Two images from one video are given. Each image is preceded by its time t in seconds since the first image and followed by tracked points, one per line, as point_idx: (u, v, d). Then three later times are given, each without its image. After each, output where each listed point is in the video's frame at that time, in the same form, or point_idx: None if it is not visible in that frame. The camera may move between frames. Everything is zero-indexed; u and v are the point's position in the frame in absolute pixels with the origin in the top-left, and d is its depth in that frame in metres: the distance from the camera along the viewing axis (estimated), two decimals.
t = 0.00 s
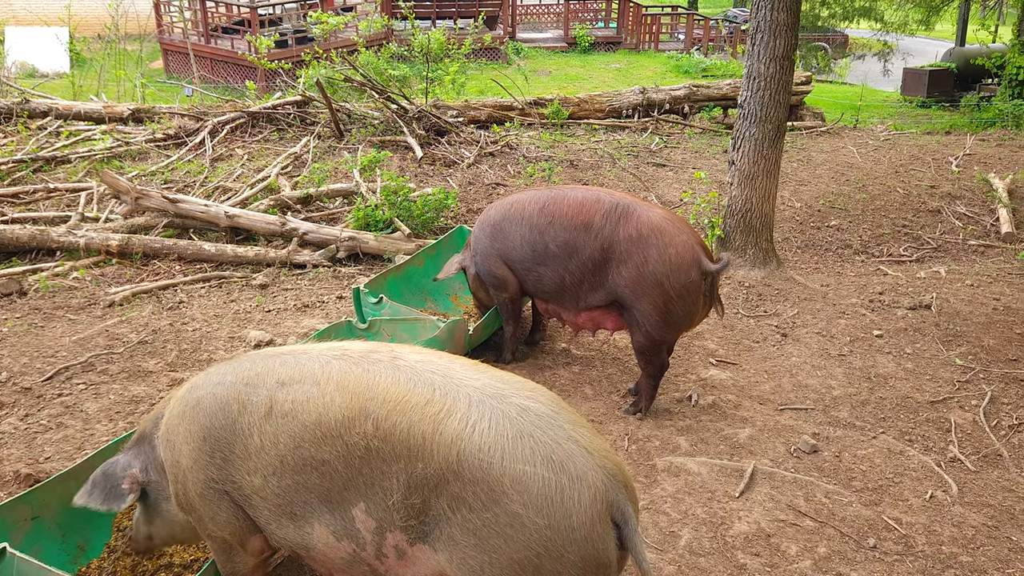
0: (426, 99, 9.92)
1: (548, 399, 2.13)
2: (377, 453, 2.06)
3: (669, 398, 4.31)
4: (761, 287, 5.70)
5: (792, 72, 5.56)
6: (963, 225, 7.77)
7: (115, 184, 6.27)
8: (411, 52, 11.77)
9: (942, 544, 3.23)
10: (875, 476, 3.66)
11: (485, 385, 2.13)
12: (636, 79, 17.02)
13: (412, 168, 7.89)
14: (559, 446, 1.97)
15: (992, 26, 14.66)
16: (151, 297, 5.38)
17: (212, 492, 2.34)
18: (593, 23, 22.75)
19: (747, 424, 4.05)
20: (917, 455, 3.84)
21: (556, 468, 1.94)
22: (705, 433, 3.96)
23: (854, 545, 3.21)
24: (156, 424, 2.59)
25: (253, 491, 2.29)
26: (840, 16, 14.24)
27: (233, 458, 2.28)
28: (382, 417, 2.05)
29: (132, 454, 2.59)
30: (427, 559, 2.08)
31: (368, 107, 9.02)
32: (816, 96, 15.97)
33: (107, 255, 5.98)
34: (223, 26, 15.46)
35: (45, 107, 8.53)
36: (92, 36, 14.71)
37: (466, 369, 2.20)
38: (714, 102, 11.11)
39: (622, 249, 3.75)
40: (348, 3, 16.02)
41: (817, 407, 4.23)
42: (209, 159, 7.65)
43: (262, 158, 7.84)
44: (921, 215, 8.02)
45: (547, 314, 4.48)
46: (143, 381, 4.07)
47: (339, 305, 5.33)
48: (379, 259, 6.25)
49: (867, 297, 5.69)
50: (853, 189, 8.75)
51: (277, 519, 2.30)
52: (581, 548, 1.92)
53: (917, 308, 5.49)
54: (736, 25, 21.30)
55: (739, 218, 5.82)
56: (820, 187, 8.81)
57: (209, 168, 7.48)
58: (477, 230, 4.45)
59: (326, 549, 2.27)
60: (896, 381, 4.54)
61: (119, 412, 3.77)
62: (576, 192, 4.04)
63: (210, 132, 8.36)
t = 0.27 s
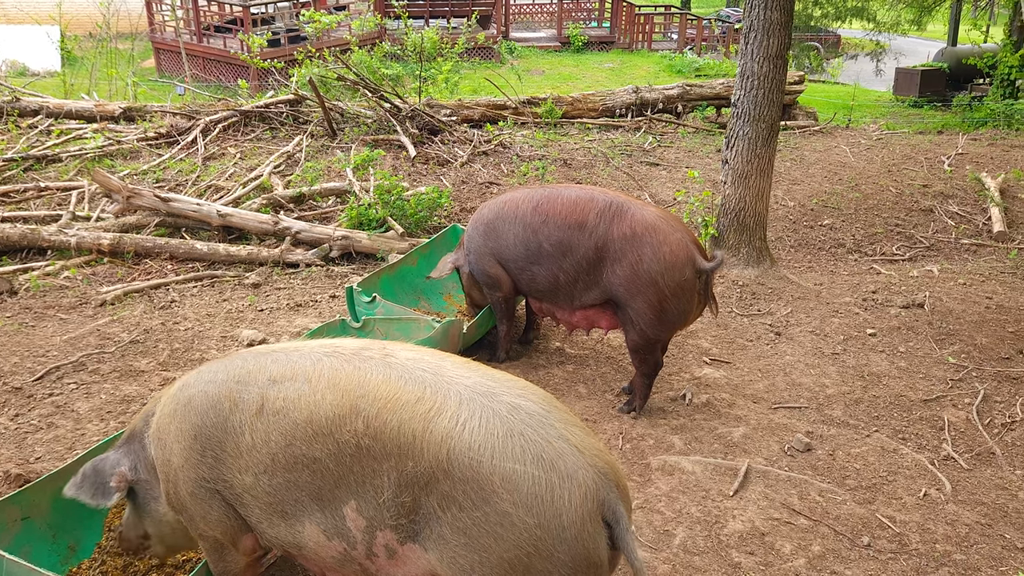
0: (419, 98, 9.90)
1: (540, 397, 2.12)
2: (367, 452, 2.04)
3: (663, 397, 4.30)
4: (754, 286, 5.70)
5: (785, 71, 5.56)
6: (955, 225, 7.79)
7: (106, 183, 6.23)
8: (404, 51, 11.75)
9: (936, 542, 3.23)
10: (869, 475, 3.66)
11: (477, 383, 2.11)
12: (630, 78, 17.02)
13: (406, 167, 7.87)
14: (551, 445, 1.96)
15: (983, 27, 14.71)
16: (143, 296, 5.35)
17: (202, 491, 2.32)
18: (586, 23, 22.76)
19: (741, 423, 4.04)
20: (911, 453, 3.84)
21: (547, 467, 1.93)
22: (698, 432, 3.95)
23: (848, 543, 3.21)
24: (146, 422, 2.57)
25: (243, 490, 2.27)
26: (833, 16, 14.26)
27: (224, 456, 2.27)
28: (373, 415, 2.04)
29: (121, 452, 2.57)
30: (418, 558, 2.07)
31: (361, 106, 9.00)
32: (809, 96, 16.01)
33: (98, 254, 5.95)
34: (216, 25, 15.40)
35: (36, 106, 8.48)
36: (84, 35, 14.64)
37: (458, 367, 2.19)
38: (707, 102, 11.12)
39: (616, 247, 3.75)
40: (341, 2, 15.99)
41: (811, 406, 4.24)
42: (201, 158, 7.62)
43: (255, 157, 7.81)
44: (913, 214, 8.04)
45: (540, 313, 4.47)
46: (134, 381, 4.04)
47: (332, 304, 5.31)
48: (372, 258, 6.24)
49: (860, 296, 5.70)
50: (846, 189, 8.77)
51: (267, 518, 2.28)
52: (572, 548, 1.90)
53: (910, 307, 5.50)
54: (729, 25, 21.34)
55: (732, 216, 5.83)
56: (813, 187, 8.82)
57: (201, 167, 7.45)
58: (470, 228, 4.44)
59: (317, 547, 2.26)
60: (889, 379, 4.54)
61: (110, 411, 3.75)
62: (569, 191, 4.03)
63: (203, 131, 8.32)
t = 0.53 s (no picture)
0: (414, 97, 9.89)
1: (537, 395, 2.11)
2: (363, 451, 2.03)
3: (659, 396, 4.30)
4: (750, 285, 5.71)
5: (780, 70, 5.56)
6: (949, 224, 7.81)
7: (100, 182, 6.20)
8: (399, 51, 11.73)
9: (932, 540, 3.23)
10: (865, 473, 3.66)
11: (473, 381, 2.11)
12: (624, 78, 17.02)
13: (401, 166, 7.85)
14: (547, 443, 1.96)
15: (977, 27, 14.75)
16: (137, 296, 5.33)
17: (196, 491, 2.31)
18: (581, 22, 22.76)
19: (737, 422, 4.04)
20: (907, 452, 3.85)
21: (544, 465, 1.92)
22: (694, 431, 3.95)
23: (845, 542, 3.21)
24: (139, 425, 2.56)
25: (238, 490, 2.26)
26: (827, 16, 14.28)
27: (219, 456, 2.26)
28: (368, 415, 2.03)
29: (114, 458, 2.54)
30: (415, 557, 2.06)
31: (356, 106, 8.98)
32: (803, 96, 16.04)
33: (92, 254, 5.92)
34: (210, 24, 15.35)
35: (29, 105, 8.44)
36: (77, 34, 14.58)
37: (454, 366, 2.18)
38: (702, 102, 11.13)
39: (611, 246, 3.74)
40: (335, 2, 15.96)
41: (807, 405, 4.24)
42: (195, 157, 7.59)
43: (250, 156, 7.79)
44: (908, 213, 8.06)
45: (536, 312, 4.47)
46: (128, 381, 4.02)
47: (327, 304, 5.30)
48: (367, 258, 6.22)
49: (856, 295, 5.71)
50: (841, 188, 8.79)
51: (262, 518, 2.27)
52: (570, 546, 1.90)
53: (905, 305, 5.51)
54: (723, 25, 21.37)
55: (728, 216, 5.83)
56: (808, 186, 8.84)
57: (196, 166, 7.42)
58: (465, 228, 4.43)
59: (312, 548, 2.25)
60: (885, 378, 4.55)
61: (104, 412, 3.73)
62: (565, 190, 4.03)
63: (197, 130, 8.29)
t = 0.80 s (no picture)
0: (412, 97, 9.87)
1: (538, 393, 2.11)
2: (365, 450, 2.03)
3: (658, 395, 4.30)
4: (748, 285, 5.71)
5: (778, 69, 5.56)
6: (946, 223, 7.82)
7: (97, 181, 6.19)
8: (396, 50, 11.72)
9: (931, 539, 3.23)
10: (864, 472, 3.66)
11: (474, 380, 2.10)
12: (621, 78, 17.02)
13: (398, 165, 7.84)
14: (549, 441, 1.95)
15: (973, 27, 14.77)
16: (134, 295, 5.32)
17: (196, 491, 2.30)
18: (578, 22, 22.75)
19: (736, 421, 4.04)
20: (905, 450, 3.85)
21: (546, 463, 1.92)
22: (693, 430, 3.95)
23: (844, 540, 3.21)
24: (137, 423, 2.55)
25: (238, 489, 2.25)
26: (824, 16, 14.29)
27: (218, 456, 2.25)
28: (370, 413, 2.02)
29: (112, 454, 2.55)
30: (416, 556, 2.05)
31: (353, 105, 8.97)
32: (800, 95, 16.05)
33: (89, 253, 5.90)
34: (206, 24, 15.33)
35: (25, 104, 8.42)
36: (73, 34, 14.54)
37: (455, 364, 2.18)
38: (699, 101, 11.13)
39: (609, 244, 3.74)
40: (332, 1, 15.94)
41: (805, 404, 4.24)
42: (192, 156, 7.57)
43: (247, 155, 7.77)
44: (905, 213, 8.07)
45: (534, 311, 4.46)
46: (126, 380, 4.01)
47: (325, 303, 5.29)
48: (365, 257, 6.22)
49: (853, 294, 5.71)
50: (838, 187, 8.80)
51: (262, 518, 2.26)
52: (572, 544, 1.89)
53: (903, 305, 5.51)
54: (720, 25, 21.38)
55: (725, 215, 5.83)
56: (805, 186, 8.84)
57: (193, 165, 7.40)
58: (462, 226, 4.42)
59: (313, 547, 2.24)
60: (884, 377, 4.55)
61: (102, 411, 3.72)
62: (562, 188, 4.02)
63: (194, 129, 8.27)
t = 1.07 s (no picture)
0: (411, 95, 9.87)
1: (542, 390, 2.10)
2: (367, 447, 2.02)
3: (657, 393, 4.30)
4: (747, 283, 5.71)
5: (778, 68, 5.56)
6: (945, 223, 7.82)
7: (96, 179, 6.18)
8: (395, 49, 11.72)
9: (930, 537, 3.24)
10: (863, 470, 3.67)
11: (477, 377, 2.09)
12: (620, 78, 17.01)
13: (398, 164, 7.84)
14: (552, 439, 1.94)
15: (972, 27, 14.79)
16: (133, 293, 5.31)
17: (198, 488, 2.30)
18: (577, 22, 22.74)
19: (735, 419, 4.04)
20: (905, 449, 3.85)
21: (548, 461, 1.91)
22: (693, 428, 3.95)
23: (844, 539, 3.21)
24: (136, 420, 2.55)
25: (240, 487, 2.25)
26: (824, 16, 14.31)
27: (221, 453, 2.25)
28: (372, 411, 2.02)
29: (112, 451, 2.54)
30: (419, 553, 2.05)
31: (353, 103, 8.97)
32: (798, 96, 16.06)
33: (88, 251, 5.90)
34: (205, 22, 15.31)
35: (24, 102, 8.41)
36: (73, 32, 14.52)
37: (458, 361, 2.17)
38: (699, 101, 11.14)
39: (609, 242, 3.74)
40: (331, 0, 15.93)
41: (805, 402, 4.24)
42: (191, 155, 7.56)
43: (246, 153, 7.76)
44: (904, 213, 8.07)
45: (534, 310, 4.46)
46: (125, 378, 4.01)
47: (324, 301, 5.29)
48: (364, 255, 6.21)
49: (853, 293, 5.71)
50: (837, 187, 8.80)
51: (265, 515, 2.26)
52: (574, 542, 1.88)
53: (902, 304, 5.52)
54: (719, 25, 21.39)
55: (725, 214, 5.83)
56: (805, 185, 8.85)
57: (192, 164, 7.40)
58: (462, 225, 4.42)
59: (315, 544, 2.23)
60: (883, 376, 4.56)
61: (101, 408, 3.72)
62: (562, 186, 4.02)
63: (193, 127, 8.26)
